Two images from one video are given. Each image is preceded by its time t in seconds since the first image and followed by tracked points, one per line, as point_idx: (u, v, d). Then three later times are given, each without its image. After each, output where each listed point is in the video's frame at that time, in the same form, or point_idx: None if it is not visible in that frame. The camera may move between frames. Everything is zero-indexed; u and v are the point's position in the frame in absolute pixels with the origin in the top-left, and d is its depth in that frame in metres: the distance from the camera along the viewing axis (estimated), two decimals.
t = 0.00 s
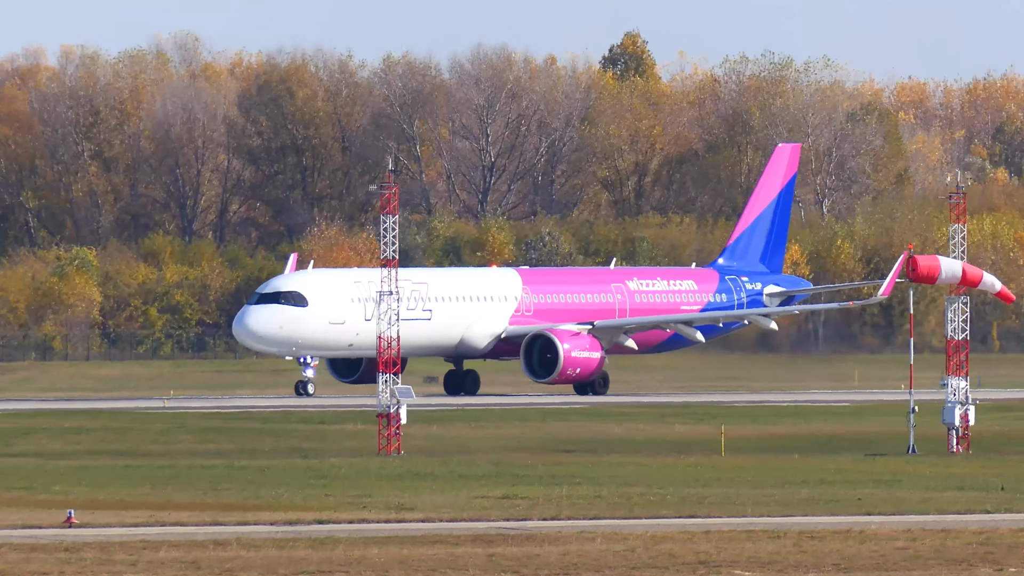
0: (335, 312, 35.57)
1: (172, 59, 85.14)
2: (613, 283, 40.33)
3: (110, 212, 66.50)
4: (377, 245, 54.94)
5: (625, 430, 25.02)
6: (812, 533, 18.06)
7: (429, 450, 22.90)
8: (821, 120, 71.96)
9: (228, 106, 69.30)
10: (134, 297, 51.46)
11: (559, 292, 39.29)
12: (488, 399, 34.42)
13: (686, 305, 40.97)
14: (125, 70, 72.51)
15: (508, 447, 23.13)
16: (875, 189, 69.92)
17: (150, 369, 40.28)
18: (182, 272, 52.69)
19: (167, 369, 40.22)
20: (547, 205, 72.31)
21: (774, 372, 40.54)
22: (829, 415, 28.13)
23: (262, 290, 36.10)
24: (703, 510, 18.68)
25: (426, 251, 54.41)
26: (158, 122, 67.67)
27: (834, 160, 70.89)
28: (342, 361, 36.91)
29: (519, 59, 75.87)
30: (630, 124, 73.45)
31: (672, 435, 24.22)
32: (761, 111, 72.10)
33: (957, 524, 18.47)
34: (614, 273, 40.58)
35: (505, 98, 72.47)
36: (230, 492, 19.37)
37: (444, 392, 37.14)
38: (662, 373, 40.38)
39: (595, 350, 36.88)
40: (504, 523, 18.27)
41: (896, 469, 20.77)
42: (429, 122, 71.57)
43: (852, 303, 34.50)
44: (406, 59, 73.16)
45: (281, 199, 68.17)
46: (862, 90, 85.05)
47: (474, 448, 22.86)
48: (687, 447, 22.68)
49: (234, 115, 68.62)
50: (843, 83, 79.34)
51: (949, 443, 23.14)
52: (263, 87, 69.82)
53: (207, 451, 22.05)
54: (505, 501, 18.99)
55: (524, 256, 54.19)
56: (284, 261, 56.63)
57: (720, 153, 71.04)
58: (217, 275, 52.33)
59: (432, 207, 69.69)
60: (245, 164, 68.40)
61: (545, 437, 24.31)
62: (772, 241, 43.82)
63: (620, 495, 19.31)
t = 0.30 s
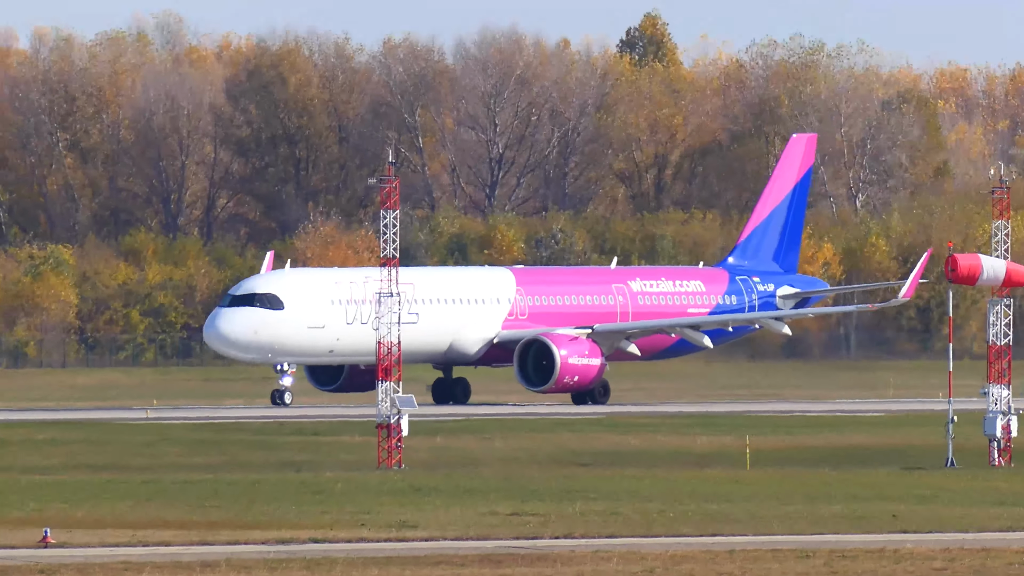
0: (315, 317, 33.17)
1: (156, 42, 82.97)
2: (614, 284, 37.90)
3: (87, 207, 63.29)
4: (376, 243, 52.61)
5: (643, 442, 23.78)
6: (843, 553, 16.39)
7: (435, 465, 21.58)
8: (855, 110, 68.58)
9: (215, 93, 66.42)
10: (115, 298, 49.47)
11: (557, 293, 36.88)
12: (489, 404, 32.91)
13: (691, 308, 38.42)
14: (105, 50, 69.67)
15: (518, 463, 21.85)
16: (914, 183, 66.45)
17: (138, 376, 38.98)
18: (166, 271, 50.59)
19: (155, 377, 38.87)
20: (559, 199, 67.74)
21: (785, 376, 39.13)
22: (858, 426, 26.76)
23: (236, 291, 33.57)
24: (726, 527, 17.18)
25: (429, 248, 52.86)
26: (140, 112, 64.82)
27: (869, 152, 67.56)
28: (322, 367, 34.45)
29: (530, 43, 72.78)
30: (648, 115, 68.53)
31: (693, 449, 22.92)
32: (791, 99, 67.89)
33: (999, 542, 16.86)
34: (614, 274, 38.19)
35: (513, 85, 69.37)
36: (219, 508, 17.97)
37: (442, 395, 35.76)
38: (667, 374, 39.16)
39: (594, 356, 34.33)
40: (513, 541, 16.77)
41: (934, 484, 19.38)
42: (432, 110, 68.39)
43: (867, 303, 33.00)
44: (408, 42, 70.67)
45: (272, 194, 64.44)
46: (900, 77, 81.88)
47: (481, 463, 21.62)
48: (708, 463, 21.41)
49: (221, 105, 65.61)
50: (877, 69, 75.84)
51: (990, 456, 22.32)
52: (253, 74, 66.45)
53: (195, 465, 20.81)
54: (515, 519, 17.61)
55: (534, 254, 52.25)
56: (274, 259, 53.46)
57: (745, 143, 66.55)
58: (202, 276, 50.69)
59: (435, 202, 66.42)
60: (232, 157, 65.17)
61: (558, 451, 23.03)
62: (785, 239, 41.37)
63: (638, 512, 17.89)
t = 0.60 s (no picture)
0: (291, 318, 31.74)
1: (134, 22, 79.94)
2: (613, 284, 36.53)
3: (65, 200, 61.54)
4: (376, 240, 50.96)
5: (660, 454, 22.66)
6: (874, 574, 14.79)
7: (440, 477, 20.41)
8: (889, 98, 66.94)
9: (202, 79, 65.10)
10: (94, 299, 47.73)
11: (555, 294, 35.47)
12: (494, 416, 31.67)
13: (694, 309, 37.18)
14: (83, 33, 69.21)
15: (528, 475, 20.73)
16: (951, 174, 64.96)
17: (130, 384, 37.96)
18: (150, 271, 49.12)
19: (149, 385, 37.82)
20: (573, 192, 66.70)
21: (800, 384, 37.95)
22: (886, 436, 25.55)
23: (206, 292, 32.07)
24: (751, 546, 15.91)
25: (432, 246, 51.46)
26: (122, 96, 63.02)
27: (905, 141, 66.12)
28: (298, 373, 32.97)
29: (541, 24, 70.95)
30: (669, 102, 67.09)
31: (712, 463, 21.80)
32: (821, 84, 67.85)
33: None
34: (615, 274, 36.84)
35: (523, 71, 67.40)
36: (206, 525, 16.77)
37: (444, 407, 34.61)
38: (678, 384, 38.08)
39: (590, 361, 32.67)
40: (523, 560, 15.50)
41: (971, 500, 18.18)
42: (435, 97, 66.23)
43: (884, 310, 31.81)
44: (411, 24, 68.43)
45: (264, 187, 62.98)
46: (942, 59, 79.99)
47: (488, 476, 20.50)
48: (729, 478, 20.27)
49: (209, 91, 64.19)
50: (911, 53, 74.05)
51: None
52: (242, 58, 65.08)
53: (183, 479, 19.67)
54: (524, 536, 16.37)
55: (545, 253, 50.96)
56: (267, 260, 51.85)
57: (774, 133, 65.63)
58: (187, 276, 49.27)
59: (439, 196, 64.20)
60: (222, 147, 63.36)
61: (571, 463, 21.92)
62: (796, 237, 40.15)
63: (657, 529, 16.67)
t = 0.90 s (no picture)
0: (265, 319, 30.28)
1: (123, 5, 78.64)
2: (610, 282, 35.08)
3: (47, 193, 60.75)
4: (377, 237, 50.01)
5: (676, 463, 21.71)
6: None
7: (445, 488, 19.51)
8: (918, 85, 65.89)
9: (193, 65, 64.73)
10: (76, 298, 46.79)
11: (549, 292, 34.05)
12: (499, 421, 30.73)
13: (694, 309, 35.74)
14: (67, 19, 68.52)
15: (536, 485, 19.78)
16: (985, 165, 63.92)
17: (127, 386, 37.15)
18: (136, 269, 48.29)
19: (148, 388, 37.02)
20: (585, 185, 65.84)
21: (819, 386, 37.00)
22: (912, 444, 24.60)
23: (176, 290, 30.62)
24: (775, 559, 14.90)
25: (435, 241, 50.61)
26: (108, 85, 62.51)
27: (936, 131, 65.13)
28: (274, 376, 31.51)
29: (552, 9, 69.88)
30: (685, 90, 65.75)
31: (730, 473, 20.85)
32: (848, 72, 66.67)
33: None
34: (611, 271, 35.39)
35: (531, 56, 66.33)
36: (196, 538, 15.85)
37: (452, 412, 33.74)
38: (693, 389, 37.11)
39: (584, 364, 31.30)
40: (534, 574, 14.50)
41: (1007, 511, 17.16)
42: (439, 86, 65.51)
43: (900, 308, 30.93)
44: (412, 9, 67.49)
45: (260, 180, 62.23)
46: (973, 45, 78.81)
47: (495, 486, 19.57)
48: (748, 490, 19.30)
49: (199, 77, 63.69)
50: (941, 40, 73.91)
51: None
52: (236, 43, 64.14)
53: (174, 491, 18.76)
54: (534, 549, 15.38)
55: (556, 248, 49.99)
56: (262, 255, 51.02)
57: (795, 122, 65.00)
58: (175, 273, 48.50)
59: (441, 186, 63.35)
60: (213, 136, 62.84)
61: (582, 473, 20.97)
62: (804, 233, 38.41)
63: (674, 542, 15.68)
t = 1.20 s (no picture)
0: (243, 319, 29.70)
1: None
2: (603, 280, 34.36)
3: (36, 187, 61.25)
4: (378, 231, 49.35)
5: (693, 470, 21.09)
6: None
7: (452, 495, 18.90)
8: (946, 74, 65.00)
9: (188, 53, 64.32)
10: (67, 297, 46.31)
11: (541, 291, 33.36)
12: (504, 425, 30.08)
13: (691, 308, 34.93)
14: (55, 6, 67.83)
15: (547, 492, 19.17)
16: (1016, 158, 63.54)
17: (130, 388, 36.63)
18: (129, 265, 47.64)
19: (154, 391, 36.49)
20: (597, 177, 65.10)
21: (836, 390, 36.29)
22: (938, 449, 23.88)
23: (150, 289, 29.94)
24: (797, 570, 14.22)
25: (440, 237, 50.05)
26: (99, 77, 62.34)
27: (962, 122, 64.39)
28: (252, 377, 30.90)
29: None
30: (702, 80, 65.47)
31: (748, 479, 20.22)
32: (870, 61, 65.66)
33: None
34: (605, 269, 34.70)
35: (540, 44, 65.45)
36: (191, 547, 15.22)
37: (461, 416, 33.12)
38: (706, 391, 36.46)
39: (575, 366, 30.59)
40: None
41: None
42: (442, 74, 65.06)
43: (905, 306, 30.26)
44: None
45: (254, 173, 62.15)
46: (1001, 31, 77.57)
47: (504, 493, 18.96)
48: (769, 497, 18.65)
49: (193, 66, 63.57)
50: (969, 25, 72.84)
51: None
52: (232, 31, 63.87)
53: (171, 498, 18.21)
54: (544, 560, 14.72)
55: (566, 244, 49.34)
56: (261, 249, 50.39)
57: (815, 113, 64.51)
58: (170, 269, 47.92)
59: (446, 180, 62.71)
60: (207, 128, 62.96)
61: (594, 479, 20.35)
62: (805, 229, 37.59)
63: (692, 553, 15.01)
